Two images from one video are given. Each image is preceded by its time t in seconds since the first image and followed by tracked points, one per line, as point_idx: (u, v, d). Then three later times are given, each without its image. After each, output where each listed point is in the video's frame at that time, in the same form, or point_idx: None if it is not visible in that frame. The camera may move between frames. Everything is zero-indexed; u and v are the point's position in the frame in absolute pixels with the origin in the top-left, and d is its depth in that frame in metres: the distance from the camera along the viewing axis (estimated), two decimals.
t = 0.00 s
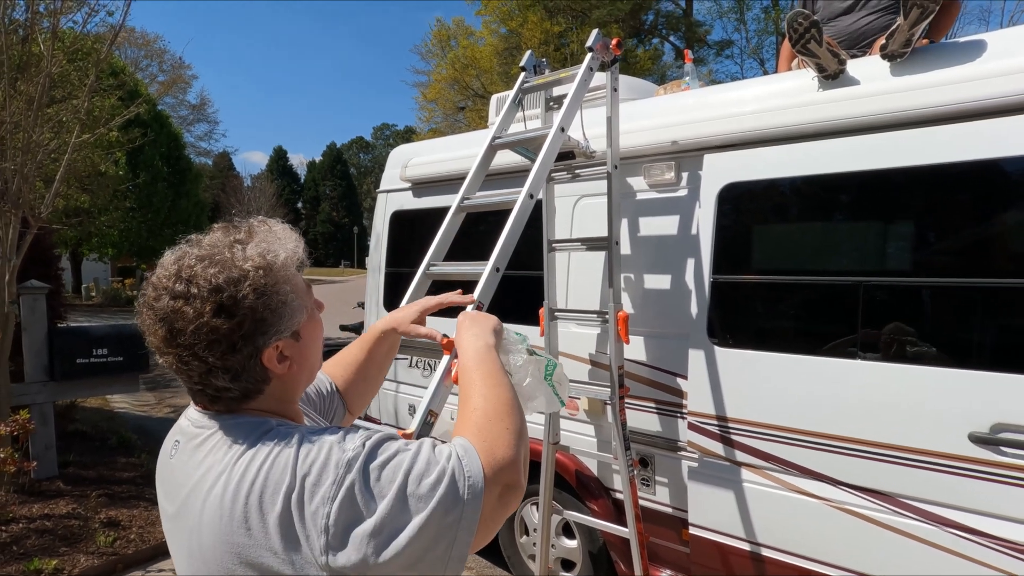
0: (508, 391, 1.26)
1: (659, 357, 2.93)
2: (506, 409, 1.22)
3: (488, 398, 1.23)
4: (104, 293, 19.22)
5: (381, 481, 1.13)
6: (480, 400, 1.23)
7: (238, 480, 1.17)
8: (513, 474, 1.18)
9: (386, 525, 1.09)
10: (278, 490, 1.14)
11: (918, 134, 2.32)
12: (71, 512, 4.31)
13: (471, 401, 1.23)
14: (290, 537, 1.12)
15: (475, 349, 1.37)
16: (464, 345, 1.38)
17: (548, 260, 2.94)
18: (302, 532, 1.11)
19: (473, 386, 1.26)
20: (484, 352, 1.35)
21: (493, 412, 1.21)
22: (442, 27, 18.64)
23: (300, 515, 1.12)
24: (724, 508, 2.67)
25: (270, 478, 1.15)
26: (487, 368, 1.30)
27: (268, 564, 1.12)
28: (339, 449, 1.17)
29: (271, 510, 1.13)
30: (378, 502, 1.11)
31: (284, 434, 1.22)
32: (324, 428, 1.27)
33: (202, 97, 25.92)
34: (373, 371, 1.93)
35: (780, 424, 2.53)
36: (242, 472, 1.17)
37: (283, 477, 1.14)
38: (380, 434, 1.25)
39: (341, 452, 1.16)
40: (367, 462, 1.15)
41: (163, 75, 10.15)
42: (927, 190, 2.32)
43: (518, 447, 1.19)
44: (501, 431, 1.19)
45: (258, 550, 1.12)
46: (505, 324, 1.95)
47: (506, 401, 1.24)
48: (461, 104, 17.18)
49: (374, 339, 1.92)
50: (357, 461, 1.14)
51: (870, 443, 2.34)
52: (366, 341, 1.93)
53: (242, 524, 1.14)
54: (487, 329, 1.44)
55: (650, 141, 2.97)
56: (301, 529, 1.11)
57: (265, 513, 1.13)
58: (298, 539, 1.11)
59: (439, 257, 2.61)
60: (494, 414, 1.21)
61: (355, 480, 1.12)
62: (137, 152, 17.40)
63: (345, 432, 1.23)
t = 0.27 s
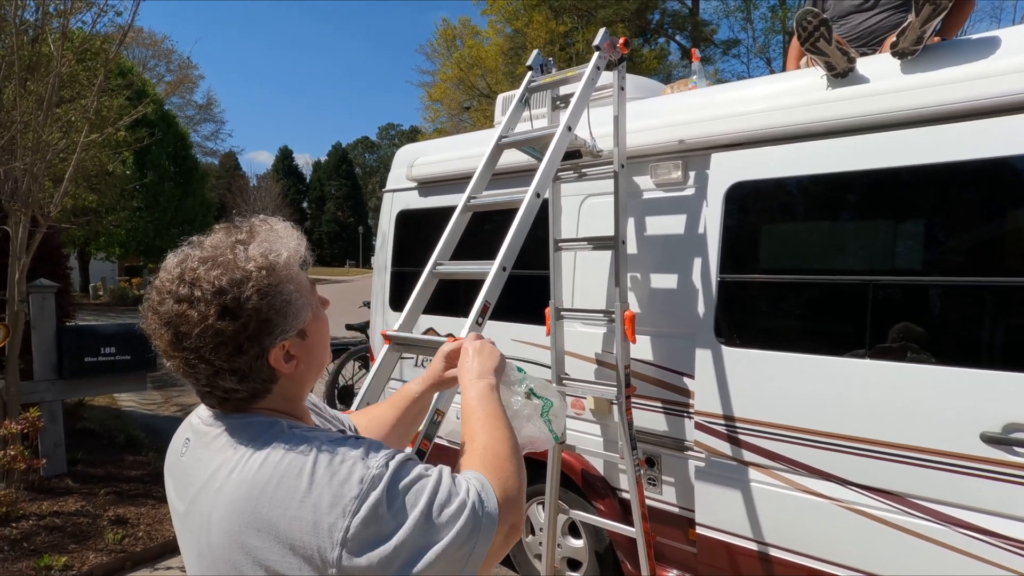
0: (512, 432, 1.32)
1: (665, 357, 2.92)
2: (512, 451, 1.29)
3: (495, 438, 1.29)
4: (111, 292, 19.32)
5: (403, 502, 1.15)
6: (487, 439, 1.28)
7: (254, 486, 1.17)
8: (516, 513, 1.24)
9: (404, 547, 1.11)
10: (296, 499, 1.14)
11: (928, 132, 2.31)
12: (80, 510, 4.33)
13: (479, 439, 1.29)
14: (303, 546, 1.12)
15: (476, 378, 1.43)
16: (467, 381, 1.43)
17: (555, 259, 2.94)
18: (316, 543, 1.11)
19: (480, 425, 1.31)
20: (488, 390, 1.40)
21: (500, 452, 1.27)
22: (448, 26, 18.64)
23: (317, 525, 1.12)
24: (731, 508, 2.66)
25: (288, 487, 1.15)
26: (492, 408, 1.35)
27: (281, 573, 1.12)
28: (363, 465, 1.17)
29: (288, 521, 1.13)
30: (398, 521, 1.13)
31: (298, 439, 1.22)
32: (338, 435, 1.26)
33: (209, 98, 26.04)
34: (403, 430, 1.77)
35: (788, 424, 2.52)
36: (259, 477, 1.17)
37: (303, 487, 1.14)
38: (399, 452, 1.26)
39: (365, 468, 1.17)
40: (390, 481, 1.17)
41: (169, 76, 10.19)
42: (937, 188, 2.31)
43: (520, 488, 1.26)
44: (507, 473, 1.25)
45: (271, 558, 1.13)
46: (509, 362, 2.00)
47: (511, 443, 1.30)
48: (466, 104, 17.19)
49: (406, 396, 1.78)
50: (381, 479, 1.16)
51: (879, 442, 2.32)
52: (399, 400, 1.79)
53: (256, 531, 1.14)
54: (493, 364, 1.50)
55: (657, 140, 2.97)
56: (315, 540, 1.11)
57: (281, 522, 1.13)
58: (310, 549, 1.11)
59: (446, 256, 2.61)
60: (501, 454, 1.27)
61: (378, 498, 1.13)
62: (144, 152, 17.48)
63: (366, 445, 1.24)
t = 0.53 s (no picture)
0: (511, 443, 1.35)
1: (666, 357, 2.92)
2: (511, 461, 1.32)
3: (494, 448, 1.32)
4: (112, 292, 19.35)
5: (412, 501, 1.17)
6: (488, 449, 1.32)
7: (262, 478, 1.16)
8: (511, 522, 1.27)
9: (412, 545, 1.13)
10: (306, 492, 1.14)
11: (929, 132, 2.31)
12: (80, 509, 4.34)
13: (479, 449, 1.32)
14: (311, 539, 1.12)
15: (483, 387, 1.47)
16: (473, 390, 1.46)
17: (556, 259, 2.94)
18: (324, 537, 1.12)
19: (482, 435, 1.34)
20: (491, 401, 1.43)
21: (500, 462, 1.30)
22: (449, 27, 18.64)
23: (327, 520, 1.13)
24: (731, 508, 2.66)
25: (298, 481, 1.15)
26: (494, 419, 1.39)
27: (285, 566, 1.12)
28: (375, 462, 1.19)
29: (296, 516, 1.13)
30: (407, 521, 1.15)
31: (303, 435, 1.22)
32: (343, 432, 1.26)
33: (210, 98, 26.09)
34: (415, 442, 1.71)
35: (788, 424, 2.53)
36: (267, 471, 1.17)
37: (313, 482, 1.15)
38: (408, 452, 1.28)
39: (377, 465, 1.18)
40: (402, 480, 1.19)
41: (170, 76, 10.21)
42: (937, 188, 2.31)
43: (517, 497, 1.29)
44: (505, 483, 1.28)
45: (276, 552, 1.13)
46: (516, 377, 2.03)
47: (510, 453, 1.33)
48: (467, 104, 17.20)
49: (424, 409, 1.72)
50: (392, 479, 1.17)
51: (879, 442, 2.32)
52: (416, 413, 1.74)
53: (263, 524, 1.14)
54: (501, 373, 1.52)
55: (658, 140, 2.97)
56: (324, 534, 1.12)
57: (289, 516, 1.13)
58: (318, 543, 1.12)
59: (447, 256, 2.61)
60: (500, 464, 1.30)
61: (389, 496, 1.15)
62: (145, 152, 17.50)
63: (375, 444, 1.25)
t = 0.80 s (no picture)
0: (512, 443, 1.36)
1: (668, 357, 2.92)
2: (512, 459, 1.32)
3: (495, 448, 1.33)
4: (114, 291, 19.38)
5: (413, 498, 1.17)
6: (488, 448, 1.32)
7: (264, 475, 1.17)
8: (512, 520, 1.28)
9: (412, 541, 1.14)
10: (308, 489, 1.15)
11: (931, 132, 2.31)
12: (82, 508, 4.35)
13: (480, 448, 1.33)
14: (312, 536, 1.13)
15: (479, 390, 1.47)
16: (473, 390, 1.47)
17: (557, 259, 2.94)
18: (325, 533, 1.13)
19: (482, 434, 1.35)
20: (491, 401, 1.44)
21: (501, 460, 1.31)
22: (451, 27, 18.64)
23: (329, 516, 1.13)
24: (733, 508, 2.66)
25: (300, 478, 1.15)
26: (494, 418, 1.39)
27: (287, 562, 1.13)
28: (376, 459, 1.19)
29: (299, 512, 1.14)
30: (408, 517, 1.15)
31: (304, 433, 1.22)
32: (345, 430, 1.27)
33: (213, 98, 26.15)
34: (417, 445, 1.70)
35: (789, 424, 2.53)
36: (269, 468, 1.17)
37: (315, 479, 1.15)
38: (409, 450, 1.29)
39: (378, 462, 1.19)
40: (403, 477, 1.19)
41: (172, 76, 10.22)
42: (939, 189, 2.31)
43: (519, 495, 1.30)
44: (507, 480, 1.29)
45: (279, 548, 1.13)
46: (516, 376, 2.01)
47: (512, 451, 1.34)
48: (469, 104, 17.22)
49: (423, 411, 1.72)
50: (393, 475, 1.18)
51: (881, 443, 2.32)
52: (415, 416, 1.73)
53: (265, 521, 1.15)
54: (500, 373, 1.53)
55: (659, 141, 2.97)
56: (326, 530, 1.13)
57: (291, 513, 1.14)
58: (319, 540, 1.13)
59: (449, 256, 2.62)
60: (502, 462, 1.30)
61: (390, 492, 1.15)
62: (147, 152, 17.53)
63: (377, 441, 1.26)
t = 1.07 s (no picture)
0: (518, 434, 1.35)
1: (672, 357, 2.92)
2: (517, 452, 1.31)
3: (500, 439, 1.32)
4: (118, 291, 19.44)
5: (419, 495, 1.17)
6: (494, 440, 1.31)
7: (270, 475, 1.17)
8: (519, 513, 1.27)
9: (419, 538, 1.14)
10: (313, 488, 1.15)
11: (936, 133, 2.30)
12: (87, 507, 4.36)
13: (486, 440, 1.32)
14: (319, 536, 1.13)
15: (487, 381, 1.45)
16: (479, 379, 1.46)
17: (562, 259, 2.94)
18: (331, 533, 1.13)
19: (488, 426, 1.34)
20: (498, 391, 1.42)
21: (506, 454, 1.30)
22: (454, 27, 18.65)
23: (335, 515, 1.13)
24: (737, 509, 2.66)
25: (306, 478, 1.16)
26: (500, 409, 1.38)
27: (294, 562, 1.13)
28: (381, 457, 1.19)
29: (305, 512, 1.14)
30: (414, 515, 1.15)
31: (309, 432, 1.22)
32: (350, 428, 1.27)
33: (217, 99, 26.22)
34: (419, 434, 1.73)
35: (794, 424, 2.52)
36: (275, 468, 1.17)
37: (321, 478, 1.15)
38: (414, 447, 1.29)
39: (383, 460, 1.19)
40: (409, 474, 1.19)
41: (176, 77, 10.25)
42: (945, 189, 2.30)
43: (524, 488, 1.29)
44: (512, 473, 1.28)
45: (286, 548, 1.13)
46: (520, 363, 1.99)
47: (517, 444, 1.33)
48: (473, 105, 17.23)
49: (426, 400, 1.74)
50: (398, 473, 1.18)
51: (886, 443, 2.32)
52: (418, 403, 1.75)
53: (271, 521, 1.15)
54: (505, 361, 1.51)
55: (664, 141, 2.97)
56: (332, 529, 1.13)
57: (297, 512, 1.14)
58: (326, 539, 1.13)
59: (453, 256, 2.62)
60: (507, 455, 1.29)
61: (396, 490, 1.15)
62: (152, 153, 17.58)
63: (381, 439, 1.26)
